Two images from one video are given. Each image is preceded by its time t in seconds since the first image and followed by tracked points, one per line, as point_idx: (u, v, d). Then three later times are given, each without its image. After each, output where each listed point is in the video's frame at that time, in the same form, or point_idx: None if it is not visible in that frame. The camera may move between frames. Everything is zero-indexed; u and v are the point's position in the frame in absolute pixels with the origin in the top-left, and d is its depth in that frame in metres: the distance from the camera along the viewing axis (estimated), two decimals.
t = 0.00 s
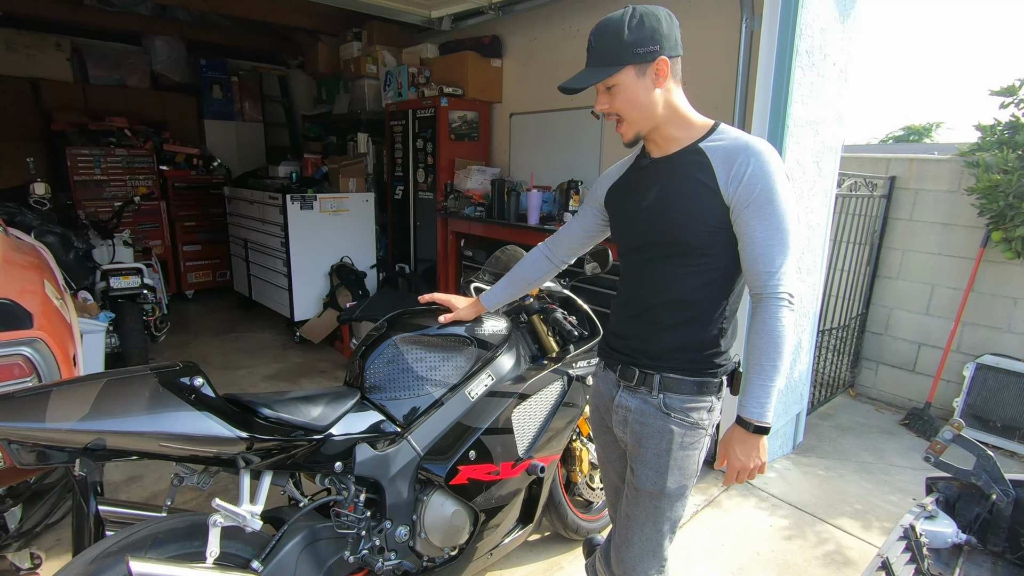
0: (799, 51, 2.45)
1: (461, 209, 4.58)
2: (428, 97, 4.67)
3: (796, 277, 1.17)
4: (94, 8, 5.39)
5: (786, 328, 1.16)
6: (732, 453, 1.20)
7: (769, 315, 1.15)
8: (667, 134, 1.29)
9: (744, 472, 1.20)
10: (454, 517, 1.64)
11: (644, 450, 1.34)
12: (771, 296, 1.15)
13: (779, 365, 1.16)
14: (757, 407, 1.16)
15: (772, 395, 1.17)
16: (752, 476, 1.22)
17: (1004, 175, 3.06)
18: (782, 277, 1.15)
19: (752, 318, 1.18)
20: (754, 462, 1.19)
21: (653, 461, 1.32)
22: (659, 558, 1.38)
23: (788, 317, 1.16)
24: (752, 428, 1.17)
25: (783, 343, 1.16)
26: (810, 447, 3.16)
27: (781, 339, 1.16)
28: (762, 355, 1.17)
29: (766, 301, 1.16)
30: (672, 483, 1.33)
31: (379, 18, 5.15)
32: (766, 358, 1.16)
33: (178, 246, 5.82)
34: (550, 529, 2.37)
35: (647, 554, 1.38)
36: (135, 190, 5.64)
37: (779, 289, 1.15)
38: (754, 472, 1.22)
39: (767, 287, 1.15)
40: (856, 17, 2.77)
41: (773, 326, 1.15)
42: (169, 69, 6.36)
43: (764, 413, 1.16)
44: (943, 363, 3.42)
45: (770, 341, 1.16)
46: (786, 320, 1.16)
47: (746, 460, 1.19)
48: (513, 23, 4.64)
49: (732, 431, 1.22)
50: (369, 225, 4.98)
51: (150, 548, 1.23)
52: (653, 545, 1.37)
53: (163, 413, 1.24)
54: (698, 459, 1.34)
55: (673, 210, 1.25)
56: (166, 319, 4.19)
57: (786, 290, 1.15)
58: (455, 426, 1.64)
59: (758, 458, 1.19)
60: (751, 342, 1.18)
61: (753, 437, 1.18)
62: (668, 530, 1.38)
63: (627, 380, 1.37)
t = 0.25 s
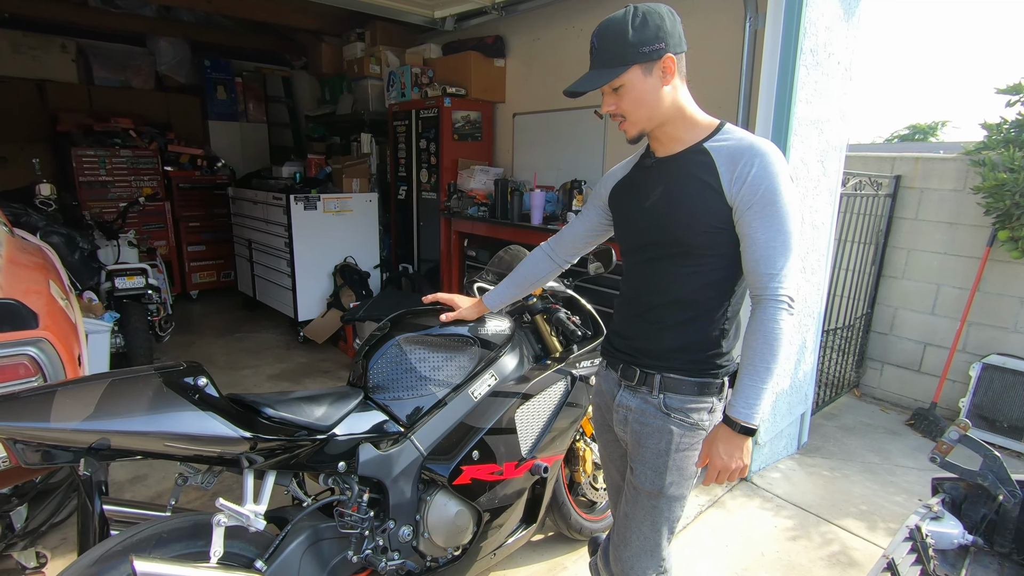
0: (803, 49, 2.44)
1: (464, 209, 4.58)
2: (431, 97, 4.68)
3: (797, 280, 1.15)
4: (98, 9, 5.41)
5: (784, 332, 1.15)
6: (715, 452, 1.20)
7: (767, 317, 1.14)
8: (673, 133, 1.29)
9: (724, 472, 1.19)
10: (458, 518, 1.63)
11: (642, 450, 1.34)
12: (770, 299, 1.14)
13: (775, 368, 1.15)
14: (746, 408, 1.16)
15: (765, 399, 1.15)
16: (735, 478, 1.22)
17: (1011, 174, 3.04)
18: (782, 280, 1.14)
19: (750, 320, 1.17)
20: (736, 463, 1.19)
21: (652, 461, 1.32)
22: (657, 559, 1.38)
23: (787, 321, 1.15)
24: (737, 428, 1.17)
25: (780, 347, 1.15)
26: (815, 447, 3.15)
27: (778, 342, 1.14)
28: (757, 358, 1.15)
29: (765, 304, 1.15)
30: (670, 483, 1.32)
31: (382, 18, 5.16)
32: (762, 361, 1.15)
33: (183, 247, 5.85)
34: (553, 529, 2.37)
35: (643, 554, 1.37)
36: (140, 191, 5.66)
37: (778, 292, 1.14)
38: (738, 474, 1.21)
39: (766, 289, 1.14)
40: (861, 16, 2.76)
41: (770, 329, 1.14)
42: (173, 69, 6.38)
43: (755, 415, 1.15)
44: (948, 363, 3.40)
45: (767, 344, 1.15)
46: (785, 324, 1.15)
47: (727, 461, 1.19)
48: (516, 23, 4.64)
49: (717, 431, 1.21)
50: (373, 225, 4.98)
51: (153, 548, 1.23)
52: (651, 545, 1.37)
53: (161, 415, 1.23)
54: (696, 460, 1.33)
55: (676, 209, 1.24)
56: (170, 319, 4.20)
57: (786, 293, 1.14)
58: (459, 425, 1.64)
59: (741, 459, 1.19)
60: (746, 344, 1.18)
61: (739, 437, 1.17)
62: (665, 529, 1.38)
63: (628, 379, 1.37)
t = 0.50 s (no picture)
0: (804, 49, 2.43)
1: (466, 211, 4.58)
2: (432, 98, 4.69)
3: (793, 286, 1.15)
4: (101, 12, 5.43)
5: (778, 338, 1.14)
6: (696, 450, 1.17)
7: (763, 322, 1.14)
8: (679, 134, 1.29)
9: (703, 471, 1.16)
10: (458, 518, 1.64)
11: (645, 453, 1.33)
12: (767, 303, 1.14)
13: (767, 374, 1.15)
14: (732, 408, 1.13)
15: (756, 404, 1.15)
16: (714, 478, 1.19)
17: (1014, 174, 3.03)
18: (779, 284, 1.13)
19: (745, 323, 1.17)
20: (716, 463, 1.16)
21: (654, 464, 1.32)
22: (660, 561, 1.38)
23: (782, 327, 1.15)
24: (720, 427, 1.14)
25: (773, 352, 1.14)
26: (817, 448, 3.15)
27: (772, 348, 1.14)
28: (749, 361, 1.14)
29: (761, 308, 1.15)
30: (673, 486, 1.33)
31: (383, 21, 5.17)
32: (754, 366, 1.14)
33: (185, 249, 5.87)
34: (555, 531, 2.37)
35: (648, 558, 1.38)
36: (142, 193, 5.68)
37: (775, 296, 1.13)
38: (717, 474, 1.18)
39: (763, 293, 1.14)
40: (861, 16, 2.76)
41: (764, 334, 1.14)
42: (175, 72, 6.41)
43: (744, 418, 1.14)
44: (951, 364, 3.39)
45: (761, 349, 1.14)
46: (780, 330, 1.14)
47: (708, 460, 1.16)
48: (516, 24, 4.65)
49: (700, 429, 1.18)
50: (374, 227, 4.99)
51: (155, 549, 1.23)
52: (655, 547, 1.37)
53: (158, 417, 1.23)
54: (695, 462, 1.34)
55: (677, 209, 1.24)
56: (173, 321, 4.22)
57: (782, 298, 1.14)
58: (459, 427, 1.64)
59: (721, 459, 1.16)
60: (739, 346, 1.17)
61: (721, 437, 1.14)
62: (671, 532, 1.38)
63: (629, 381, 1.37)
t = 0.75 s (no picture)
0: (804, 50, 2.44)
1: (467, 212, 4.58)
2: (433, 100, 4.70)
3: (793, 291, 1.15)
4: (103, 14, 5.45)
5: (779, 343, 1.14)
6: (709, 461, 1.17)
7: (762, 327, 1.14)
8: (680, 134, 1.29)
9: (717, 481, 1.16)
10: (459, 519, 1.64)
11: (642, 454, 1.34)
12: (766, 308, 1.14)
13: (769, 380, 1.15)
14: (739, 416, 1.14)
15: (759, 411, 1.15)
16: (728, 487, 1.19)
17: (1014, 175, 3.03)
18: (779, 289, 1.13)
19: (744, 328, 1.17)
20: (729, 472, 1.16)
21: (651, 465, 1.32)
22: (658, 563, 1.38)
23: (782, 331, 1.15)
24: (731, 437, 1.15)
25: (774, 358, 1.14)
26: (818, 449, 3.15)
27: (772, 353, 1.14)
28: (750, 367, 1.14)
29: (760, 313, 1.15)
30: (670, 488, 1.33)
31: (384, 22, 5.18)
32: (755, 372, 1.14)
33: (186, 250, 5.88)
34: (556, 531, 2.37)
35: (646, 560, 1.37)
36: (144, 194, 5.69)
37: (775, 301, 1.13)
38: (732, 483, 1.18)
39: (763, 298, 1.14)
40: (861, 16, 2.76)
41: (764, 338, 1.14)
42: (177, 74, 6.42)
43: (749, 425, 1.14)
44: (952, 365, 3.39)
45: (761, 354, 1.14)
46: (780, 334, 1.14)
47: (721, 470, 1.16)
48: (517, 26, 4.66)
49: (710, 439, 1.19)
50: (376, 228, 5.00)
51: (157, 549, 1.24)
52: (652, 550, 1.37)
53: (157, 417, 1.23)
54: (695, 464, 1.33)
55: (677, 211, 1.25)
56: (174, 322, 4.22)
57: (783, 303, 1.14)
58: (460, 428, 1.64)
59: (734, 468, 1.16)
60: (739, 350, 1.17)
61: (732, 446, 1.15)
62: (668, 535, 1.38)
63: (627, 383, 1.37)
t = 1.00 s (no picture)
0: (803, 53, 2.44)
1: (467, 214, 4.60)
2: (434, 102, 4.71)
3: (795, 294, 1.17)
4: (104, 17, 5.47)
5: (782, 345, 1.16)
6: (715, 462, 1.19)
7: (766, 329, 1.15)
8: (680, 136, 1.30)
9: (724, 482, 1.18)
10: (458, 520, 1.65)
11: (642, 458, 1.33)
12: (770, 310, 1.15)
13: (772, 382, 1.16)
14: (745, 418, 1.16)
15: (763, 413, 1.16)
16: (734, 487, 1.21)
17: (1013, 177, 3.03)
18: (782, 292, 1.15)
19: (747, 329, 1.18)
20: (735, 473, 1.18)
21: (652, 468, 1.32)
22: (653, 566, 1.38)
23: (784, 332, 1.16)
24: (738, 439, 1.16)
25: (777, 360, 1.16)
26: (818, 450, 3.15)
27: (777, 355, 1.15)
28: (755, 369, 1.16)
29: (764, 315, 1.16)
30: (670, 491, 1.32)
31: (385, 25, 5.20)
32: (759, 375, 1.16)
33: (187, 251, 5.90)
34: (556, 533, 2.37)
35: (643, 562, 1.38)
36: (145, 196, 5.70)
37: (778, 304, 1.15)
38: (737, 483, 1.20)
39: (766, 301, 1.15)
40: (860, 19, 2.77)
41: (768, 339, 1.15)
42: (178, 76, 6.44)
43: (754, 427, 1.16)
44: (952, 367, 3.39)
45: (764, 356, 1.16)
46: (782, 335, 1.16)
47: (728, 471, 1.18)
48: (517, 28, 4.67)
49: (716, 440, 1.21)
50: (376, 230, 5.01)
51: (159, 550, 1.24)
52: (647, 552, 1.37)
53: (155, 419, 1.24)
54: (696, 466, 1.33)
55: (677, 214, 1.25)
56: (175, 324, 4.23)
57: (785, 305, 1.15)
58: (460, 430, 1.66)
59: (740, 468, 1.18)
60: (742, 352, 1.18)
61: (738, 448, 1.17)
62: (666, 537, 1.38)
63: (626, 388, 1.37)
